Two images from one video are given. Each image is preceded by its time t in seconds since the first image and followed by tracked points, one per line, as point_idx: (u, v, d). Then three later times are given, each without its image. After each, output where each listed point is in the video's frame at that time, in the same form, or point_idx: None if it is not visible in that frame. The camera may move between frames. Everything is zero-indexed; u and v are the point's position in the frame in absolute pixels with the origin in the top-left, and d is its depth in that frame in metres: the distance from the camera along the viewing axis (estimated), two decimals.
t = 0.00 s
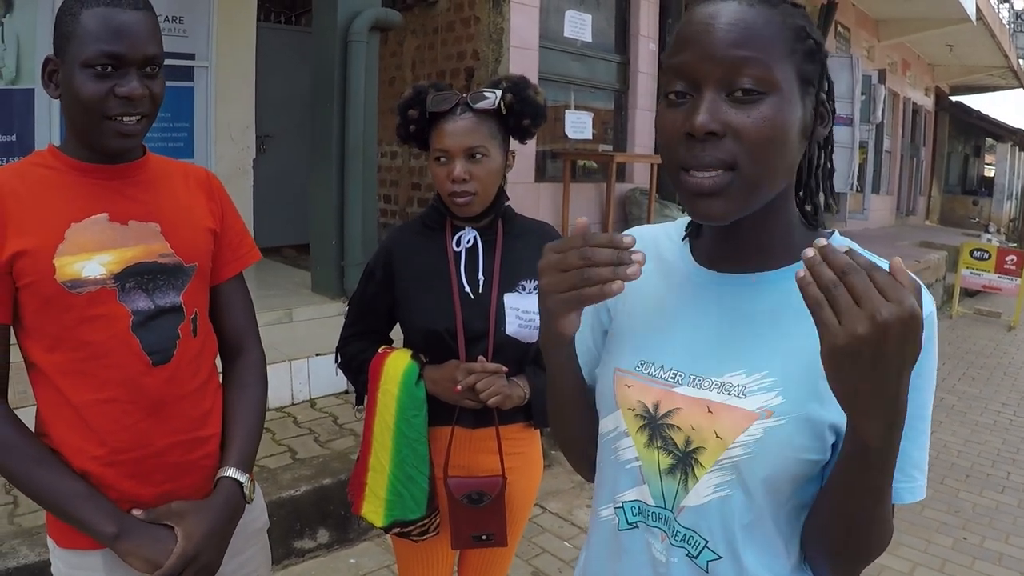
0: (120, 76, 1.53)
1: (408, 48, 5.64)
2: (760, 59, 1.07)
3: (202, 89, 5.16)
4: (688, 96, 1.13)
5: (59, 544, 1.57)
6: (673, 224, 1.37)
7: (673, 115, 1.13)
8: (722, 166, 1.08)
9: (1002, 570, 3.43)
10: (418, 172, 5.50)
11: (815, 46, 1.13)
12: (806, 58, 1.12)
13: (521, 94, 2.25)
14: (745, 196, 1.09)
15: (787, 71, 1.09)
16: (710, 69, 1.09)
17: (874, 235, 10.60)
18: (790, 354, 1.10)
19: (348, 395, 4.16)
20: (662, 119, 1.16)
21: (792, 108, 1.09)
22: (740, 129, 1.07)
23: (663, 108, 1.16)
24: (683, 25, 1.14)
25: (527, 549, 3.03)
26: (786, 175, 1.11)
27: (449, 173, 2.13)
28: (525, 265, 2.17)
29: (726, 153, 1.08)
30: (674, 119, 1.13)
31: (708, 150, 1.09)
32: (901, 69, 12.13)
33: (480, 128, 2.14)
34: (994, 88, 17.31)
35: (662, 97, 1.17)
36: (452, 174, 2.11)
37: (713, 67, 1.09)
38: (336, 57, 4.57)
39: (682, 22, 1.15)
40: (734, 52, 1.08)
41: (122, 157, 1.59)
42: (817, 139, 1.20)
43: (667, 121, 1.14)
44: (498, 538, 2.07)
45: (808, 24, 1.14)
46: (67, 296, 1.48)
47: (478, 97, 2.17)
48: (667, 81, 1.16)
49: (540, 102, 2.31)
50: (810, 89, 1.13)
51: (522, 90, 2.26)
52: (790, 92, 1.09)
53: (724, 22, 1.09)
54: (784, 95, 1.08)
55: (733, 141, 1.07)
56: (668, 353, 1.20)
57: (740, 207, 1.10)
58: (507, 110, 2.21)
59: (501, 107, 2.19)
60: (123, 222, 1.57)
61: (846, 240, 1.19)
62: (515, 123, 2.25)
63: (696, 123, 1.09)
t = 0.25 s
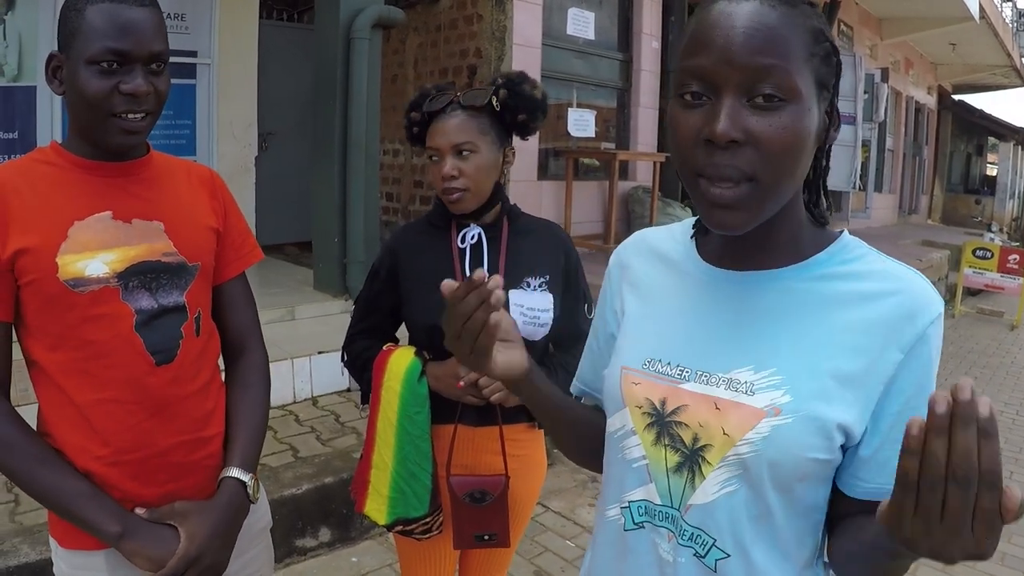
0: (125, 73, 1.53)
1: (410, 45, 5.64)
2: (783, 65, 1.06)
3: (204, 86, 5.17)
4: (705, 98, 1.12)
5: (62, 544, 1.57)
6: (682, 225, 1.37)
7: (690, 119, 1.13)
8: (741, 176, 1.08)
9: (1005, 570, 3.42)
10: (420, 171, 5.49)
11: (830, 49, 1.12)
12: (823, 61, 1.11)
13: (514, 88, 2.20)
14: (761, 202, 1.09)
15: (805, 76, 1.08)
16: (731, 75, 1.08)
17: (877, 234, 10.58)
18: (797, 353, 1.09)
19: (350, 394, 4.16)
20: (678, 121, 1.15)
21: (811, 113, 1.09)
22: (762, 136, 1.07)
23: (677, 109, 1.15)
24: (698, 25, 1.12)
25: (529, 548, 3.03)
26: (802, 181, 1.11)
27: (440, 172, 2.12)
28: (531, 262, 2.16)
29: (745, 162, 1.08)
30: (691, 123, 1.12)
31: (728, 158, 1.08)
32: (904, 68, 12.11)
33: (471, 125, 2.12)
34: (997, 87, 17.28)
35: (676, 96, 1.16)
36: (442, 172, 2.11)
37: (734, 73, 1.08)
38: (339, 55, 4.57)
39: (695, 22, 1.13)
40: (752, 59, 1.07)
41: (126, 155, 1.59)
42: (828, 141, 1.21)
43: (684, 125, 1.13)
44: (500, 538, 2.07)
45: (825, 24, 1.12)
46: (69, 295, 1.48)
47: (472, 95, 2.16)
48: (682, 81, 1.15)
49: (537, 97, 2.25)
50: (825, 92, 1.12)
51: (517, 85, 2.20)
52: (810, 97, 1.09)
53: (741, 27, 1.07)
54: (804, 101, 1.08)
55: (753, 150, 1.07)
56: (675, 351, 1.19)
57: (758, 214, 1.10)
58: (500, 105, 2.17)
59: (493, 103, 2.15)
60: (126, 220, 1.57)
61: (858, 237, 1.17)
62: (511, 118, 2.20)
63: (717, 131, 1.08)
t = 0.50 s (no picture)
0: (127, 73, 1.52)
1: (412, 45, 5.64)
2: (796, 68, 1.06)
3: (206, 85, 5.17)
4: (718, 101, 1.11)
5: (63, 546, 1.56)
6: (689, 226, 1.36)
7: (702, 123, 1.12)
8: (754, 180, 1.08)
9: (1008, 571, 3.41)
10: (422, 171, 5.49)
11: (844, 51, 1.12)
12: (836, 63, 1.11)
13: (499, 86, 2.15)
14: (774, 206, 1.09)
15: (818, 78, 1.08)
16: (744, 78, 1.07)
17: (879, 234, 10.57)
18: (808, 358, 1.08)
19: (352, 394, 4.15)
20: (689, 125, 1.14)
21: (824, 116, 1.09)
22: (775, 140, 1.06)
23: (689, 113, 1.15)
24: (710, 26, 1.12)
25: (531, 549, 3.03)
26: (814, 184, 1.11)
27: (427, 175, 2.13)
28: (535, 261, 2.15)
29: (758, 166, 1.07)
30: (703, 127, 1.12)
31: (741, 162, 1.08)
32: (905, 68, 12.11)
33: (453, 126, 2.10)
34: (999, 87, 17.28)
35: (687, 100, 1.15)
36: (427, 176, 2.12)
37: (747, 75, 1.07)
38: (341, 55, 4.56)
39: (707, 24, 1.12)
40: (766, 61, 1.06)
41: (128, 156, 1.58)
42: (841, 146, 1.20)
43: (696, 130, 1.13)
44: (502, 540, 2.04)
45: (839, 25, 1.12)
46: (70, 297, 1.47)
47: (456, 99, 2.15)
48: (694, 85, 1.14)
49: (526, 93, 2.18)
50: (838, 95, 1.12)
51: (501, 82, 2.15)
52: (823, 99, 1.08)
53: (754, 29, 1.07)
54: (817, 104, 1.08)
55: (766, 154, 1.07)
56: (684, 355, 1.19)
57: (771, 219, 1.10)
58: (484, 104, 2.13)
59: (476, 102, 2.12)
60: (128, 221, 1.57)
61: (869, 241, 1.16)
62: (496, 116, 2.15)
63: (730, 135, 1.08)
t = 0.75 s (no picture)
0: (127, 72, 1.52)
1: (413, 45, 5.64)
2: (795, 58, 1.06)
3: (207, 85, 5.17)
4: (722, 94, 1.12)
5: (65, 548, 1.56)
6: (700, 226, 1.35)
7: (706, 114, 1.13)
8: (750, 171, 1.08)
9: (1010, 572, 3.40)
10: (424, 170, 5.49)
11: (853, 46, 1.11)
12: (844, 58, 1.10)
13: (483, 87, 2.13)
14: (773, 197, 1.08)
15: (821, 71, 1.07)
16: (743, 68, 1.09)
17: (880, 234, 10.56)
18: (825, 361, 1.08)
19: (353, 394, 4.15)
20: (694, 117, 1.15)
21: (827, 109, 1.08)
22: (772, 131, 1.06)
23: (697, 107, 1.16)
24: (719, 20, 1.13)
25: (533, 549, 3.02)
26: (818, 180, 1.09)
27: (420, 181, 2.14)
28: (536, 257, 2.15)
29: (754, 156, 1.07)
30: (706, 118, 1.13)
31: (739, 151, 1.08)
32: (907, 68, 12.10)
33: (440, 131, 2.09)
34: (1000, 88, 17.27)
35: (695, 96, 1.16)
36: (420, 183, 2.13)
37: (747, 66, 1.08)
38: (343, 53, 4.56)
39: (717, 18, 1.13)
40: (768, 52, 1.07)
41: (129, 156, 1.58)
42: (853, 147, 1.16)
43: (700, 120, 1.14)
44: (508, 538, 2.03)
45: (849, 20, 1.11)
46: (71, 298, 1.47)
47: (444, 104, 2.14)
48: (700, 79, 1.15)
49: (510, 92, 2.14)
50: (846, 89, 1.11)
51: (485, 83, 2.13)
52: (826, 92, 1.08)
53: (760, 22, 1.07)
54: (818, 96, 1.07)
55: (763, 144, 1.07)
56: (697, 358, 1.18)
57: (771, 211, 1.09)
58: (470, 106, 2.12)
59: (462, 105, 2.11)
60: (129, 222, 1.57)
61: (884, 243, 1.16)
62: (482, 117, 2.13)
63: (726, 124, 1.08)
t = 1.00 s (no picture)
0: (125, 71, 1.51)
1: (412, 44, 5.64)
2: (814, 60, 1.06)
3: (205, 84, 5.16)
4: (737, 95, 1.11)
5: (65, 551, 1.56)
6: (708, 226, 1.35)
7: (721, 116, 1.12)
8: (768, 170, 1.08)
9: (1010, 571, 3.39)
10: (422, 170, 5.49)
11: (865, 47, 1.11)
12: (857, 60, 1.10)
13: (476, 86, 2.13)
14: (792, 199, 1.08)
15: (837, 71, 1.07)
16: (761, 67, 1.08)
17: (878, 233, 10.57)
18: (834, 361, 1.08)
19: (352, 394, 4.15)
20: (709, 118, 1.14)
21: (843, 111, 1.08)
22: (791, 132, 1.06)
23: (710, 108, 1.15)
24: (733, 18, 1.12)
25: (533, 549, 3.02)
26: (833, 182, 1.10)
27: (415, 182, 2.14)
28: (534, 254, 2.14)
29: (775, 157, 1.07)
30: (722, 119, 1.12)
31: (757, 153, 1.08)
32: (905, 67, 12.11)
33: (434, 132, 2.09)
34: (999, 87, 17.28)
35: (710, 96, 1.15)
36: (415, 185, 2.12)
37: (765, 68, 1.08)
38: (341, 52, 4.55)
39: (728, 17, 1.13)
40: (785, 53, 1.06)
41: (127, 155, 1.57)
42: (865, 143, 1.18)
43: (715, 121, 1.13)
44: (505, 538, 2.05)
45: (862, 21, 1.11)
46: (70, 299, 1.47)
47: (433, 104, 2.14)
48: (715, 79, 1.14)
49: (502, 90, 2.14)
50: (858, 90, 1.11)
51: (478, 82, 2.13)
52: (843, 95, 1.08)
53: (777, 21, 1.07)
54: (836, 98, 1.07)
55: (782, 146, 1.07)
56: (706, 358, 1.18)
57: (791, 212, 1.09)
58: (462, 106, 2.11)
59: (454, 105, 2.10)
60: (127, 223, 1.56)
61: (892, 241, 1.16)
62: (475, 117, 2.12)
63: (746, 124, 1.08)
